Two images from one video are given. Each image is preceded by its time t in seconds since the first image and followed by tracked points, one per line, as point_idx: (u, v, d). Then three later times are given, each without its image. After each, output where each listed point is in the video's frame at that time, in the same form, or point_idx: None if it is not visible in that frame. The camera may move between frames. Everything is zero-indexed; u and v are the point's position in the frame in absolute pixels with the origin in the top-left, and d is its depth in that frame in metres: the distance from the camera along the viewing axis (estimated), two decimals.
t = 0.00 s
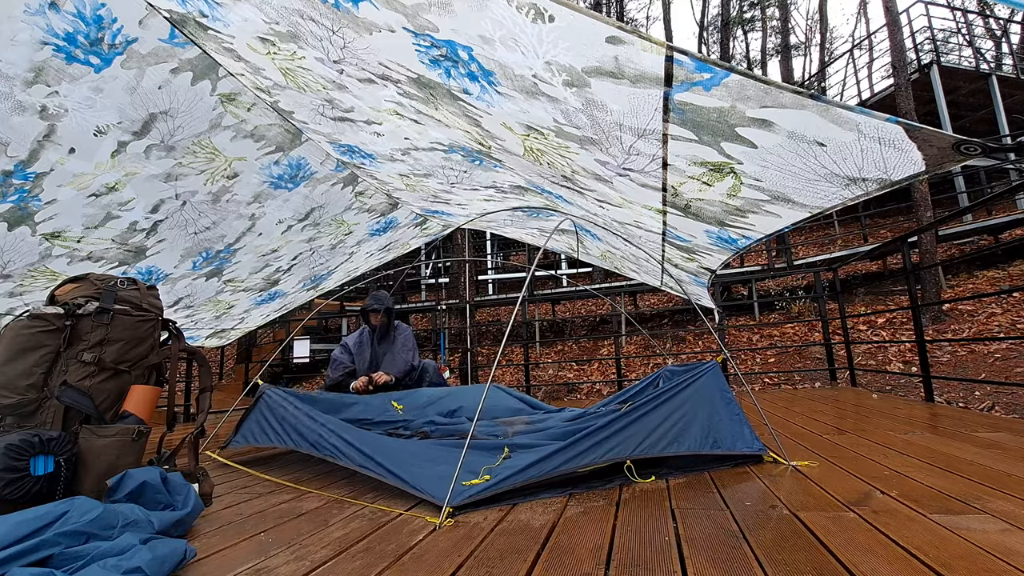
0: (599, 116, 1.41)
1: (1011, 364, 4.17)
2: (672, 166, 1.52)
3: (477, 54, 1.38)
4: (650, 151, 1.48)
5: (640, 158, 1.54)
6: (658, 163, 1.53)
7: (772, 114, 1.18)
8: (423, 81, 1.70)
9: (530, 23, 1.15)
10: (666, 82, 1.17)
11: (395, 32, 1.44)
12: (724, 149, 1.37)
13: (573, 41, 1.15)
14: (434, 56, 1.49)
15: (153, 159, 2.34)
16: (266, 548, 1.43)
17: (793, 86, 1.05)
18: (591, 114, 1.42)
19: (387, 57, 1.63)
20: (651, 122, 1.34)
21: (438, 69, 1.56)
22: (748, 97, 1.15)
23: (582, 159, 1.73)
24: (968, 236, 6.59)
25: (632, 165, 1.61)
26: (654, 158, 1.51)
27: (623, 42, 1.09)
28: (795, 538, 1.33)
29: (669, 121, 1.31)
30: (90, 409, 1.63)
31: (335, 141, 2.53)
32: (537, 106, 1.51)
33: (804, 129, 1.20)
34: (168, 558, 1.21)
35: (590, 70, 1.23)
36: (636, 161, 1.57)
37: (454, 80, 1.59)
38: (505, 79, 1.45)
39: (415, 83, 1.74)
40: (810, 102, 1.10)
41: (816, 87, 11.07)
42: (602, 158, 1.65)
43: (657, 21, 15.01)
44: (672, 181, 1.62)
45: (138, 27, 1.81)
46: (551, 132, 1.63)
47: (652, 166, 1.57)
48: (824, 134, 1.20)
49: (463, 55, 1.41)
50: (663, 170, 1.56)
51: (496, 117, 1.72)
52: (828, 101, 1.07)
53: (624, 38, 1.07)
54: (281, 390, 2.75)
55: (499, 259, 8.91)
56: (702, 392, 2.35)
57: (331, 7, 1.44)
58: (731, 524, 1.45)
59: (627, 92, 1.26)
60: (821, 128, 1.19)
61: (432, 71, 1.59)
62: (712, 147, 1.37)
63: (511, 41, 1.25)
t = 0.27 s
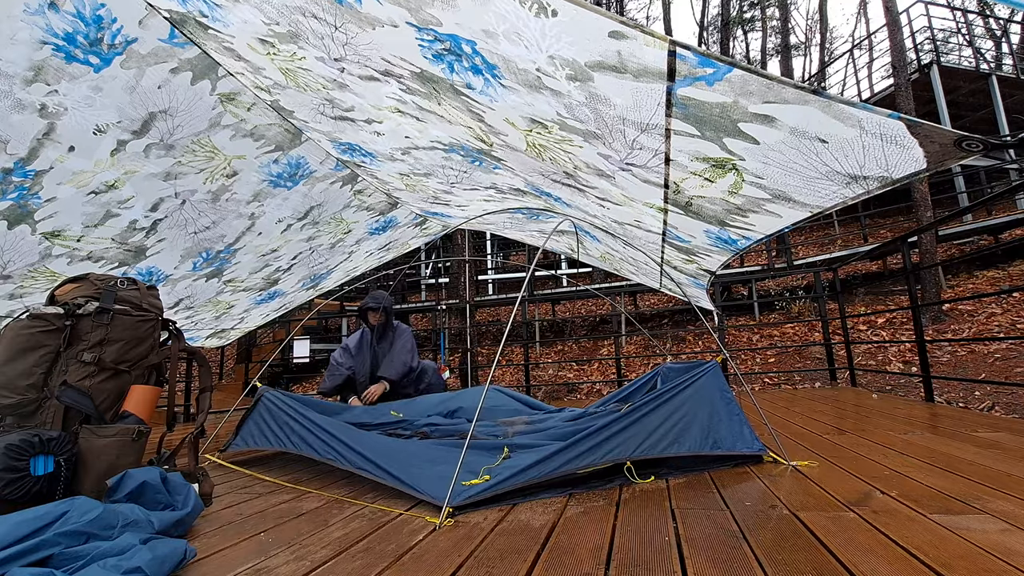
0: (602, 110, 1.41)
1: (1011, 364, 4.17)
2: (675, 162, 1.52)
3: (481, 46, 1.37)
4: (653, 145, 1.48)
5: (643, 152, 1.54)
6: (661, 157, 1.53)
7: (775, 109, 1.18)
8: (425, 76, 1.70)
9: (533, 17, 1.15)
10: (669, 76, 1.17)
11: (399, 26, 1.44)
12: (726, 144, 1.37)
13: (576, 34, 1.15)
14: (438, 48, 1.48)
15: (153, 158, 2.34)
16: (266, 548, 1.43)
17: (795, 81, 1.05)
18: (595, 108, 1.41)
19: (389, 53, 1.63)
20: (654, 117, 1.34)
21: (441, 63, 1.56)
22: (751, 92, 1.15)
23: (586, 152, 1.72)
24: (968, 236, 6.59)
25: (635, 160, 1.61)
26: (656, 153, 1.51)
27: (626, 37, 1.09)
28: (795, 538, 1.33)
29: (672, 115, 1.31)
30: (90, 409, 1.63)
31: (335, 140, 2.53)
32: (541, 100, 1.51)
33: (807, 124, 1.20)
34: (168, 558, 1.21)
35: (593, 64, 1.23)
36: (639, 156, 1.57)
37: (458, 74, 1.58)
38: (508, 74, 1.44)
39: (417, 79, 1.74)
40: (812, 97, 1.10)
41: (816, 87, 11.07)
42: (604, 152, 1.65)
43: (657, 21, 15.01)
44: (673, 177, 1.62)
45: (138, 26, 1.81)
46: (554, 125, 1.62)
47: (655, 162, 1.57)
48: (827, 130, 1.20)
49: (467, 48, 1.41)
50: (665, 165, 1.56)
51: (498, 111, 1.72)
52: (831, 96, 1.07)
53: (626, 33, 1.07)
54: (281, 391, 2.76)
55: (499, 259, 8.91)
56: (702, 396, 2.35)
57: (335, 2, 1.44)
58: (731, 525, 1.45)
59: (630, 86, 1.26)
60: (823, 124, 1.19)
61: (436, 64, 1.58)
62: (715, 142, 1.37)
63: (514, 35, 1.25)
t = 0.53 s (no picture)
0: (598, 117, 1.41)
1: (1012, 364, 4.17)
2: (673, 166, 1.53)
3: (476, 55, 1.38)
4: (649, 151, 1.48)
5: (640, 158, 1.54)
6: (658, 163, 1.53)
7: (772, 113, 1.18)
8: (422, 84, 1.71)
9: (529, 24, 1.15)
10: (666, 81, 1.17)
11: (393, 36, 1.44)
12: (724, 149, 1.37)
13: (572, 41, 1.16)
14: (431, 60, 1.49)
15: (153, 158, 2.34)
16: (266, 548, 1.43)
17: (793, 85, 1.05)
18: (591, 115, 1.42)
19: (385, 60, 1.63)
20: (651, 122, 1.34)
21: (436, 72, 1.57)
22: (749, 97, 1.14)
23: (581, 160, 1.73)
24: (968, 236, 6.59)
25: (632, 165, 1.61)
26: (653, 158, 1.51)
27: (623, 42, 1.09)
28: (795, 538, 1.33)
29: (669, 121, 1.31)
30: (91, 409, 1.63)
31: (335, 141, 2.53)
32: (536, 107, 1.51)
33: (804, 128, 1.20)
34: (168, 558, 1.21)
35: (589, 70, 1.23)
36: (636, 161, 1.57)
37: (453, 83, 1.59)
38: (504, 82, 1.45)
39: (414, 85, 1.74)
40: (810, 102, 1.10)
41: (816, 87, 11.07)
42: (601, 159, 1.65)
43: (657, 21, 15.01)
44: (671, 181, 1.62)
45: (138, 26, 1.81)
46: (550, 134, 1.63)
47: (652, 166, 1.57)
48: (824, 133, 1.20)
49: (462, 57, 1.41)
50: (663, 169, 1.56)
51: (493, 120, 1.73)
52: (828, 100, 1.07)
53: (623, 37, 1.07)
54: (281, 391, 2.76)
55: (499, 259, 8.91)
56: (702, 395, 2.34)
57: (329, 10, 1.45)
58: (731, 524, 1.45)
59: (627, 92, 1.26)
60: (821, 128, 1.19)
61: (431, 74, 1.59)
62: (713, 146, 1.37)
63: (511, 42, 1.25)
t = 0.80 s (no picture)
0: (598, 118, 1.42)
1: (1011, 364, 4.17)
2: (672, 167, 1.53)
3: (478, 55, 1.37)
4: (649, 153, 1.49)
5: (639, 160, 1.55)
6: (657, 165, 1.54)
7: (772, 116, 1.16)
8: (421, 87, 1.71)
9: (529, 24, 1.15)
10: (666, 83, 1.17)
11: (395, 33, 1.43)
12: (724, 151, 1.37)
13: (573, 42, 1.15)
14: (433, 57, 1.49)
15: (154, 159, 2.34)
16: (266, 548, 1.43)
17: (793, 88, 1.04)
18: (590, 116, 1.42)
19: (384, 63, 1.63)
20: (650, 123, 1.34)
21: (437, 73, 1.56)
22: (748, 99, 1.13)
23: (581, 161, 1.75)
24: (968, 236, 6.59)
25: (631, 167, 1.63)
26: (653, 160, 1.52)
27: (623, 44, 1.09)
28: (794, 539, 1.33)
29: (669, 123, 1.31)
30: (91, 409, 1.63)
31: (335, 141, 2.53)
32: (537, 108, 1.52)
33: (805, 130, 1.19)
34: (168, 558, 1.21)
35: (590, 71, 1.23)
36: (636, 163, 1.58)
37: (453, 84, 1.59)
38: (504, 82, 1.45)
39: (412, 90, 1.75)
40: (810, 104, 1.08)
41: (816, 87, 11.07)
42: (602, 160, 1.67)
43: (657, 20, 15.00)
44: (672, 182, 1.63)
45: (138, 27, 1.81)
46: (550, 134, 1.64)
47: (651, 169, 1.58)
48: (824, 136, 1.19)
49: (463, 56, 1.41)
50: (662, 171, 1.56)
51: (493, 122, 1.74)
52: (828, 102, 1.05)
53: (623, 39, 1.07)
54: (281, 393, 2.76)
55: (499, 259, 8.91)
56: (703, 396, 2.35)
57: (329, 9, 1.44)
58: (731, 525, 1.45)
59: (626, 93, 1.26)
60: (820, 130, 1.17)
61: (431, 74, 1.59)
62: (712, 148, 1.37)
63: (511, 42, 1.25)
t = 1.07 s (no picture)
0: (598, 118, 1.41)
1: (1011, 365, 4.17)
2: (672, 168, 1.53)
3: (476, 57, 1.37)
4: (649, 153, 1.49)
5: (639, 160, 1.55)
6: (657, 165, 1.54)
7: (772, 116, 1.16)
8: (421, 86, 1.71)
9: (529, 25, 1.15)
10: (666, 84, 1.17)
11: (393, 36, 1.44)
12: (723, 151, 1.37)
13: (572, 43, 1.15)
14: (432, 60, 1.49)
15: (154, 159, 2.34)
16: (266, 548, 1.43)
17: (793, 89, 1.04)
18: (590, 117, 1.42)
19: (384, 62, 1.63)
20: (650, 124, 1.34)
21: (437, 73, 1.56)
22: (748, 100, 1.13)
23: (581, 162, 1.75)
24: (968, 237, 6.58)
25: (631, 168, 1.62)
26: (653, 160, 1.52)
27: (623, 44, 1.09)
28: (795, 538, 1.33)
29: (669, 123, 1.31)
30: (91, 409, 1.63)
31: (335, 141, 2.53)
32: (536, 109, 1.52)
33: (805, 130, 1.19)
34: (168, 558, 1.21)
35: (590, 72, 1.23)
36: (635, 164, 1.59)
37: (453, 84, 1.59)
38: (503, 83, 1.45)
39: (413, 88, 1.75)
40: (809, 104, 1.08)
41: (816, 87, 11.06)
42: (601, 161, 1.67)
43: (658, 20, 15.00)
44: (671, 182, 1.63)
45: (138, 27, 1.81)
46: (549, 135, 1.64)
47: (651, 169, 1.58)
48: (824, 136, 1.19)
49: (462, 58, 1.41)
50: (662, 171, 1.56)
51: (493, 121, 1.73)
52: (828, 102, 1.05)
53: (623, 40, 1.07)
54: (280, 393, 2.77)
55: (499, 259, 8.91)
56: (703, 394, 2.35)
57: (328, 10, 1.44)
58: (731, 525, 1.45)
59: (626, 94, 1.26)
60: (820, 130, 1.17)
61: (431, 74, 1.59)
62: (712, 149, 1.37)
63: (510, 44, 1.25)
